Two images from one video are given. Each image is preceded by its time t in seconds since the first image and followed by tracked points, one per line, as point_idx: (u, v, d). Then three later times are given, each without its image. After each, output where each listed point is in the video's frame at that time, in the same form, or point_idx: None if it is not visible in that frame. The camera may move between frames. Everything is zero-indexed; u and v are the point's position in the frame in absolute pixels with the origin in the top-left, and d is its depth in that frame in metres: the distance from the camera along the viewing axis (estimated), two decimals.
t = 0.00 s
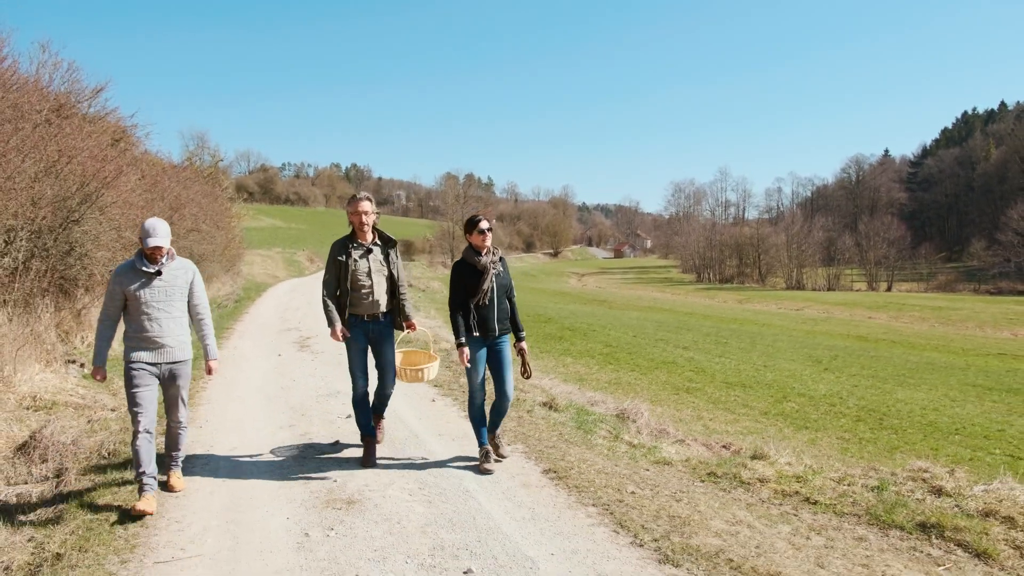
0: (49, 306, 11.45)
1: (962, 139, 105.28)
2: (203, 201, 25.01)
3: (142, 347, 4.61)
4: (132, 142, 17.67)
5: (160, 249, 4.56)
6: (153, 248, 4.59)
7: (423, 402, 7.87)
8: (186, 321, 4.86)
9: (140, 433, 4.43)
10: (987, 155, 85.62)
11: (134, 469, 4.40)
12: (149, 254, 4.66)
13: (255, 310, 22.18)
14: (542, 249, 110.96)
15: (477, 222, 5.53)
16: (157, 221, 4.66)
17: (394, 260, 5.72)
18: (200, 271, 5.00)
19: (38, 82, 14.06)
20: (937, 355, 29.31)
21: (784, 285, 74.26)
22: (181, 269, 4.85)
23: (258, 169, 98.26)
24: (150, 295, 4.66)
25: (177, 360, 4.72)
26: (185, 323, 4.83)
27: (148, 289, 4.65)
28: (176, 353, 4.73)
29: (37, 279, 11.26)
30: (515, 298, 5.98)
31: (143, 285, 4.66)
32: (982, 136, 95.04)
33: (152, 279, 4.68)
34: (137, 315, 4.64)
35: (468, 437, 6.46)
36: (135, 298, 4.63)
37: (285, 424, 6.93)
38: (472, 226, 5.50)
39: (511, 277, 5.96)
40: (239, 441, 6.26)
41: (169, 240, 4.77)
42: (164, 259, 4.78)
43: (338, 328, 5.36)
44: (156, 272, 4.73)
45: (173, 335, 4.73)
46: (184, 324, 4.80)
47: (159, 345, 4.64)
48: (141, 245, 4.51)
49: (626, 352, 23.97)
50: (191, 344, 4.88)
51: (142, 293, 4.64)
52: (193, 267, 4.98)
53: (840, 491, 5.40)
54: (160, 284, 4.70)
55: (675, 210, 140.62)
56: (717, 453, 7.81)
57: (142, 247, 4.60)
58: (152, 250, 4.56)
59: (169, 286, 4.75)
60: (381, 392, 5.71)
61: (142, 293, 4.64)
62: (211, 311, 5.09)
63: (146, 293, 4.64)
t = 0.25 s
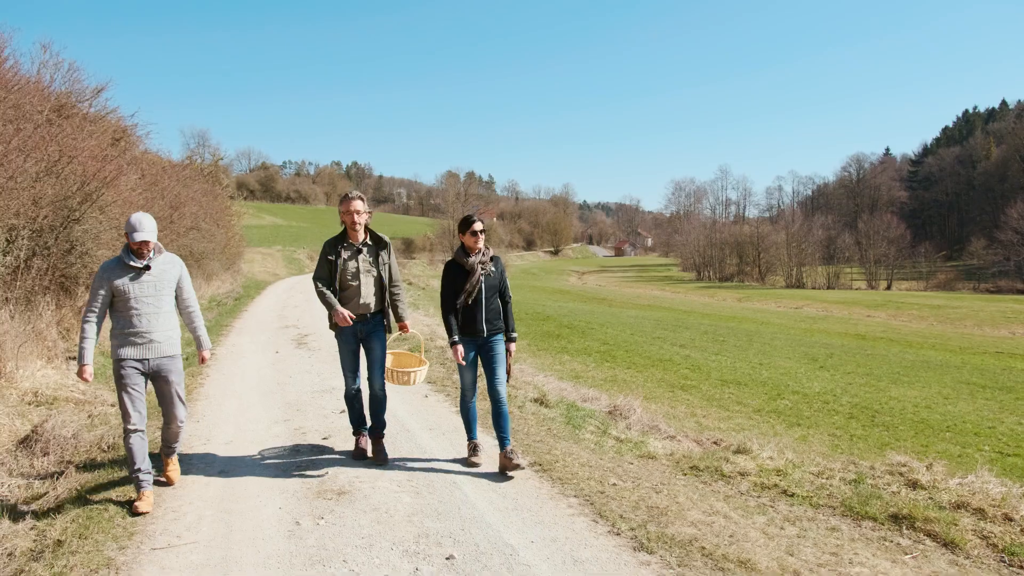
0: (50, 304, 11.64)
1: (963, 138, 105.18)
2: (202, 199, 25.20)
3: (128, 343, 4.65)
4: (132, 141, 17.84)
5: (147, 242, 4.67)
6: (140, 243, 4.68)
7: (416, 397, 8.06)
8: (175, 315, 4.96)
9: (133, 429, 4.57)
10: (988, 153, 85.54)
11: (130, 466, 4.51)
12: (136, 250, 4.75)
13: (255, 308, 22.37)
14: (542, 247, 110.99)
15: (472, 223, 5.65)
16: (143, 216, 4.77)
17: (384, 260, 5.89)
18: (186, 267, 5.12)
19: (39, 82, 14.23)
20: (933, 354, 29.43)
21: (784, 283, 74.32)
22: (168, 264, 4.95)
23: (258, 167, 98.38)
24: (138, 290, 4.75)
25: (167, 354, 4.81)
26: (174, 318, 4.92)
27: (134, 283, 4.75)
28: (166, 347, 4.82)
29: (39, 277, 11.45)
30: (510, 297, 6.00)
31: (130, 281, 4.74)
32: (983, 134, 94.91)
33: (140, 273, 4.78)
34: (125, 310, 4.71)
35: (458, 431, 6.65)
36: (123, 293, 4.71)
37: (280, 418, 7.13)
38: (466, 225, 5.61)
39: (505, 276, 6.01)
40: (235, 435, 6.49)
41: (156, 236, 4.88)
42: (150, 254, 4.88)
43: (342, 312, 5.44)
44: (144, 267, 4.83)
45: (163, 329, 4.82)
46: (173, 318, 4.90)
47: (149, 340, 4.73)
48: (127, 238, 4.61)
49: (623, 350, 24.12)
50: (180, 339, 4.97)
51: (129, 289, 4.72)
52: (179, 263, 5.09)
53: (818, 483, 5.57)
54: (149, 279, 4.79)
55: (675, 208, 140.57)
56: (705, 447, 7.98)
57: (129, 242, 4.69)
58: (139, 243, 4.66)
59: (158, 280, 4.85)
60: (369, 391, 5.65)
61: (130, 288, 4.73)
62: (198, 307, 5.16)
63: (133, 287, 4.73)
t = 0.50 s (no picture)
0: (52, 307, 11.83)
1: (963, 140, 105.31)
2: (203, 203, 25.39)
3: (124, 348, 4.63)
4: (133, 146, 18.05)
5: (139, 244, 4.62)
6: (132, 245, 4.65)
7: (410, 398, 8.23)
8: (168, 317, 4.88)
9: (132, 431, 4.61)
10: (988, 156, 85.64)
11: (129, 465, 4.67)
12: (128, 252, 4.72)
13: (255, 310, 22.55)
14: (543, 250, 111.14)
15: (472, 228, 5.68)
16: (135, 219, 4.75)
17: (383, 269, 5.91)
18: (180, 269, 5.07)
19: (42, 89, 14.45)
20: (931, 356, 29.51)
21: (784, 286, 74.41)
22: (161, 266, 4.91)
23: (259, 171, 98.73)
24: (130, 293, 4.70)
25: (160, 357, 4.74)
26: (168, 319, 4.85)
27: (128, 286, 4.71)
28: (160, 348, 4.76)
29: (41, 280, 11.65)
30: (512, 304, 5.87)
31: (123, 283, 4.71)
32: (983, 137, 95.00)
33: (133, 276, 4.75)
34: (117, 312, 4.66)
35: (450, 430, 6.82)
36: (116, 296, 4.68)
37: (277, 417, 7.31)
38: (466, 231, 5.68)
39: (508, 283, 5.91)
40: (232, 434, 6.66)
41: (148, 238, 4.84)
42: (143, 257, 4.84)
43: (328, 331, 5.51)
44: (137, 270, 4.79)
45: (156, 332, 4.76)
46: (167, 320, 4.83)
47: (142, 343, 4.67)
48: (119, 241, 4.59)
49: (621, 352, 24.25)
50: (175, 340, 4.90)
51: (122, 291, 4.69)
52: (173, 265, 5.04)
53: (799, 480, 5.71)
54: (142, 281, 4.76)
55: (675, 211, 140.76)
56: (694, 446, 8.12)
57: (121, 245, 4.67)
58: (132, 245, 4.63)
59: (150, 283, 4.80)
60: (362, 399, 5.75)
61: (123, 291, 4.70)
62: (193, 310, 5.08)
63: (127, 290, 4.70)
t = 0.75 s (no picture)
0: (51, 301, 11.98)
1: (960, 137, 105.49)
2: (200, 199, 25.49)
3: (118, 346, 4.62)
4: (131, 141, 18.14)
5: (135, 242, 4.61)
6: (127, 242, 4.64)
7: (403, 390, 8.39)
8: (164, 315, 4.84)
9: (129, 424, 4.71)
10: (985, 153, 85.85)
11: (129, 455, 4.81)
12: (125, 249, 4.71)
13: (252, 306, 22.70)
14: (541, 247, 111.27)
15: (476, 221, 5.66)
16: (131, 217, 4.73)
17: (382, 262, 5.79)
18: (179, 266, 5.02)
19: (39, 85, 14.54)
20: (924, 352, 29.70)
21: (780, 282, 74.64)
22: (158, 263, 4.87)
23: (257, 166, 98.67)
24: (127, 290, 4.70)
25: (154, 355, 4.69)
26: (163, 317, 4.81)
27: (124, 284, 4.69)
28: (152, 347, 4.70)
29: (40, 275, 11.79)
30: (513, 297, 5.78)
31: (119, 280, 4.70)
32: (980, 134, 95.14)
33: (129, 273, 4.72)
34: (113, 310, 4.67)
35: (441, 421, 6.99)
36: (112, 293, 4.68)
37: (272, 409, 7.47)
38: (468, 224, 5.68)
39: (510, 276, 5.81)
40: (228, 425, 6.82)
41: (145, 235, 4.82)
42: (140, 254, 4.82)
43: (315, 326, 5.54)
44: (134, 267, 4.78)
45: (151, 330, 4.72)
46: (161, 318, 4.79)
47: (136, 341, 4.65)
48: (114, 239, 4.58)
49: (616, 347, 24.44)
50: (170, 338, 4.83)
51: (118, 288, 4.68)
52: (172, 262, 5.01)
53: (779, 470, 5.88)
54: (137, 279, 4.73)
55: (673, 207, 140.90)
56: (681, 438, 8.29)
57: (116, 242, 4.65)
58: (127, 243, 4.61)
59: (146, 281, 4.77)
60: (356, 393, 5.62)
61: (119, 289, 4.68)
62: (192, 307, 5.04)
63: (122, 288, 4.68)
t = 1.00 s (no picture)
0: (56, 302, 12.18)
1: (962, 137, 105.36)
2: (202, 200, 25.69)
3: (121, 349, 4.68)
4: (133, 144, 18.33)
5: (139, 245, 4.68)
6: (131, 245, 4.71)
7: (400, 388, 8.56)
8: (168, 319, 4.91)
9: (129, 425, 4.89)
10: (986, 153, 85.76)
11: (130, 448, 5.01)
12: (130, 253, 4.79)
13: (253, 306, 22.88)
14: (542, 247, 111.38)
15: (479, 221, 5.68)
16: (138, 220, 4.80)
17: (381, 263, 5.81)
18: (184, 269, 5.06)
19: (43, 88, 14.75)
20: (923, 352, 29.76)
21: (782, 283, 74.64)
22: (163, 266, 4.93)
23: (259, 167, 98.98)
24: (131, 294, 4.78)
25: (155, 360, 4.76)
26: (166, 321, 4.87)
27: (128, 287, 4.77)
28: (155, 351, 4.77)
29: (44, 276, 11.99)
30: (516, 298, 5.86)
31: (123, 284, 4.78)
32: (982, 134, 95.00)
33: (133, 277, 4.80)
34: (118, 312, 4.76)
35: (436, 418, 7.17)
36: (117, 296, 4.77)
37: (271, 406, 7.64)
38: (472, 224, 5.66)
39: (512, 277, 5.89)
40: (228, 422, 7.00)
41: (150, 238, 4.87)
42: (146, 257, 4.89)
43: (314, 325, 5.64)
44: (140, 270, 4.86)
45: (154, 334, 4.80)
46: (164, 322, 4.85)
47: (138, 345, 4.71)
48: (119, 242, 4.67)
49: (615, 348, 24.56)
50: (173, 343, 4.89)
51: (122, 292, 4.77)
52: (178, 265, 5.05)
53: (765, 465, 6.02)
54: (140, 283, 4.80)
55: (675, 208, 140.90)
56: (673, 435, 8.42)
57: (122, 246, 4.73)
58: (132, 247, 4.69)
59: (149, 285, 4.84)
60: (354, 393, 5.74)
61: (123, 293, 4.77)
62: (199, 311, 5.08)
63: (126, 291, 4.76)
